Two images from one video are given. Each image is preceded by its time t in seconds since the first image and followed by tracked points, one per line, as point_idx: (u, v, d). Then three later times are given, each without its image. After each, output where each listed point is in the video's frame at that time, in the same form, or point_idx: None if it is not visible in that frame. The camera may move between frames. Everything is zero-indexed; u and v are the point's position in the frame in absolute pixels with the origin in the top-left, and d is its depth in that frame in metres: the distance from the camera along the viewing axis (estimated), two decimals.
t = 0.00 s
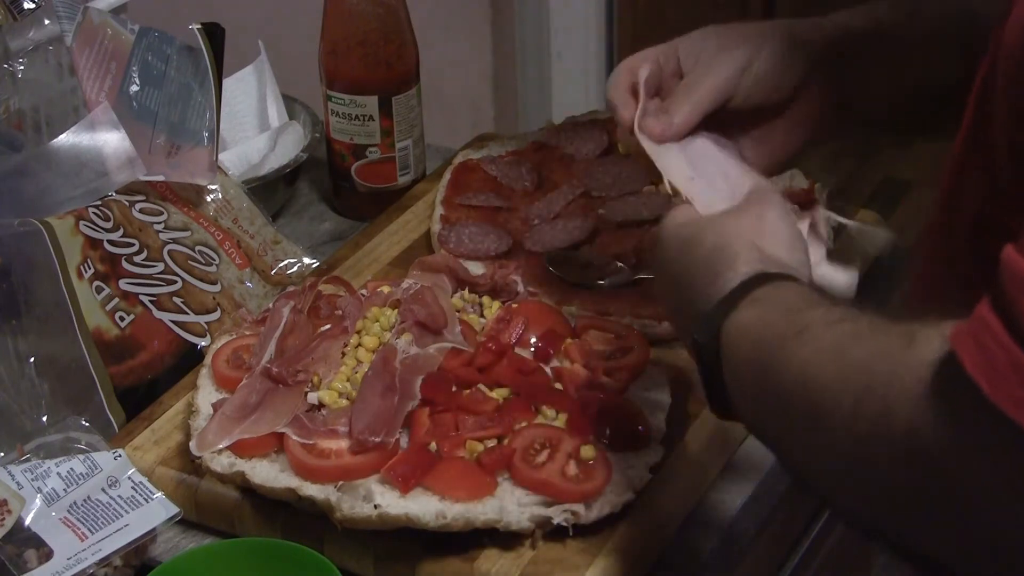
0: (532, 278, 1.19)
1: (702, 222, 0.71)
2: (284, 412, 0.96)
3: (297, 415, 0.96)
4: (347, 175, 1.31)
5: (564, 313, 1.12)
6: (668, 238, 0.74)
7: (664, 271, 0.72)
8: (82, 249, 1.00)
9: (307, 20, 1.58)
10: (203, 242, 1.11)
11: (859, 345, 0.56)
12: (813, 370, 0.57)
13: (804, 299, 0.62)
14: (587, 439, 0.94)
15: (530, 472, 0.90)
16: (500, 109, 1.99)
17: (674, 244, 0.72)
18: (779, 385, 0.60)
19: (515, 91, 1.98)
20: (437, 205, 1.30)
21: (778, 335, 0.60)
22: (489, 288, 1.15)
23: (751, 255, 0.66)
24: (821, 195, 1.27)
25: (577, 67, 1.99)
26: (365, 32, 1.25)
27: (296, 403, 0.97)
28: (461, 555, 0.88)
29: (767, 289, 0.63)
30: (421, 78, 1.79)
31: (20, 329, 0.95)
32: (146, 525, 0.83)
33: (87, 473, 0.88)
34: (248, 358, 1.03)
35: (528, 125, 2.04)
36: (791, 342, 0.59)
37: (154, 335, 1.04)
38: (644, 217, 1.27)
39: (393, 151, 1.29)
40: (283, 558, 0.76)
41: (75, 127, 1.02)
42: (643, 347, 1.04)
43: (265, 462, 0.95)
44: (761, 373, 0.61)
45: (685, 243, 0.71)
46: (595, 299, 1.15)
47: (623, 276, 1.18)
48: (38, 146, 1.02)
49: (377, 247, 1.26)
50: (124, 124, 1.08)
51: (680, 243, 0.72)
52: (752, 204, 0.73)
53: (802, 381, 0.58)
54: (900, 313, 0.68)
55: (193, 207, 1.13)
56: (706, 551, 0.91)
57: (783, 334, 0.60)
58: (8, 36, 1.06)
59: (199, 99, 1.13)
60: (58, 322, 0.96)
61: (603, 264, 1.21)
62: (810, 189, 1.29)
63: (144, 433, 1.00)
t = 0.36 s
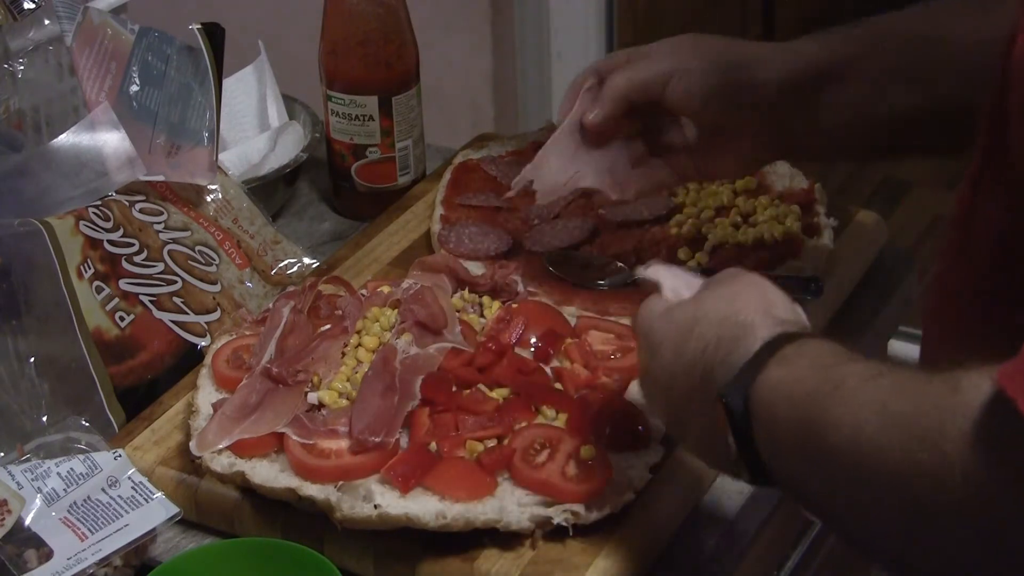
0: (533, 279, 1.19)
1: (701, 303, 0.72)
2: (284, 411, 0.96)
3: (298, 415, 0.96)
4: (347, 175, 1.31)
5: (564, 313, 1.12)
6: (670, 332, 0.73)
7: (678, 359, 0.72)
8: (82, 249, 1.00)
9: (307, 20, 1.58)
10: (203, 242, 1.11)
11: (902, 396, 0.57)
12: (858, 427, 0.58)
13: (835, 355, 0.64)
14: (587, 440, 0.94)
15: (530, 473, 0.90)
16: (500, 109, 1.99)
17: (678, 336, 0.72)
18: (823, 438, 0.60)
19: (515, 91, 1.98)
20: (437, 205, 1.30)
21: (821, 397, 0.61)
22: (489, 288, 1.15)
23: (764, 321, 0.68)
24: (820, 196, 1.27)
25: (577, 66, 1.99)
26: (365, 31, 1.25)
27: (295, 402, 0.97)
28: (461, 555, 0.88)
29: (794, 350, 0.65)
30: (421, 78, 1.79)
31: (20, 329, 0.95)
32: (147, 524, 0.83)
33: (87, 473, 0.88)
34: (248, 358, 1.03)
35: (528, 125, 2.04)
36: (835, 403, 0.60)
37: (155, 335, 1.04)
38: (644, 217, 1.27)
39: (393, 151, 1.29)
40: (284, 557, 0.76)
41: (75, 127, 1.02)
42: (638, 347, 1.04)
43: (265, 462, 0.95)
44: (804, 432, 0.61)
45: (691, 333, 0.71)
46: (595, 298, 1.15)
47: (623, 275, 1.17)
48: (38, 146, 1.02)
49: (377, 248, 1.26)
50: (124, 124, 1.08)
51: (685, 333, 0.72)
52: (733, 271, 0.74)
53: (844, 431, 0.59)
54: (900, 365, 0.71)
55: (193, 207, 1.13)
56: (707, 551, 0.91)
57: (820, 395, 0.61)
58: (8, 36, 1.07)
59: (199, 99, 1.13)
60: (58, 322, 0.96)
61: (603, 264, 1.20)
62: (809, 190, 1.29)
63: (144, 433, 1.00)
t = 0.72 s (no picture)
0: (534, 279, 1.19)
1: (700, 341, 0.73)
2: (284, 411, 0.96)
3: (298, 415, 0.96)
4: (347, 175, 1.31)
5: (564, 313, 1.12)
6: (674, 371, 0.74)
7: (685, 400, 0.72)
8: (82, 249, 1.00)
9: (307, 20, 1.58)
10: (203, 242, 1.11)
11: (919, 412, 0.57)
12: (873, 443, 0.58)
13: (854, 378, 0.64)
14: (587, 440, 0.94)
15: (530, 473, 0.90)
16: (499, 109, 1.99)
17: (682, 373, 0.73)
18: (843, 455, 0.59)
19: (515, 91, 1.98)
20: (437, 205, 1.30)
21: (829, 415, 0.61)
22: (489, 288, 1.15)
23: (772, 348, 0.69)
24: (820, 195, 1.27)
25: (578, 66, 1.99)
26: (365, 31, 1.25)
27: (295, 402, 0.97)
28: (461, 555, 0.88)
29: (808, 375, 0.65)
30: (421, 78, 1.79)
31: (20, 329, 0.95)
32: (147, 524, 0.83)
33: (87, 473, 0.88)
34: (248, 358, 1.03)
35: (528, 125, 2.03)
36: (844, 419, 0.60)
37: (155, 336, 1.04)
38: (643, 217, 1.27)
39: (393, 151, 1.29)
40: (284, 557, 0.76)
41: (75, 127, 1.02)
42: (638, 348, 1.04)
43: (265, 462, 0.95)
44: (815, 447, 0.61)
45: (695, 369, 0.72)
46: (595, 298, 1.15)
47: (624, 275, 1.15)
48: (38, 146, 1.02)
49: (377, 248, 1.26)
50: (125, 124, 1.08)
51: (689, 369, 0.72)
52: (721, 307, 0.76)
53: (867, 450, 0.58)
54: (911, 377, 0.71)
55: (193, 207, 1.13)
56: (707, 550, 0.91)
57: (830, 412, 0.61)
58: (8, 36, 1.06)
59: (199, 99, 1.13)
60: (58, 322, 0.96)
61: (603, 263, 1.18)
62: (809, 189, 1.29)
63: (144, 433, 1.00)
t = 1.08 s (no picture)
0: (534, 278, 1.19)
1: (703, 325, 0.74)
2: (284, 411, 0.96)
3: (298, 415, 0.96)
4: (347, 175, 1.31)
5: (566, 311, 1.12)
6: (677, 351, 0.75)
7: (684, 382, 0.73)
8: (82, 249, 1.00)
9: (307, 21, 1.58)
10: (203, 242, 1.11)
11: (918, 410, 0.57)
12: (872, 442, 0.58)
13: (851, 371, 0.64)
14: (587, 439, 0.94)
15: (530, 472, 0.90)
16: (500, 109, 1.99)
17: (685, 354, 0.74)
18: (843, 454, 0.59)
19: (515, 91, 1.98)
20: (437, 205, 1.30)
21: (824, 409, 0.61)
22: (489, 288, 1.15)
23: (773, 337, 0.69)
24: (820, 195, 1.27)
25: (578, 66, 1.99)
26: (365, 32, 1.25)
27: (295, 402, 0.97)
28: (461, 555, 0.88)
29: (805, 367, 0.65)
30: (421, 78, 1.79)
31: (20, 329, 0.95)
32: (147, 524, 0.83)
33: (87, 473, 0.88)
34: (248, 358, 1.03)
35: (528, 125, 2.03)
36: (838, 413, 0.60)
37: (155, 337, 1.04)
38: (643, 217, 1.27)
39: (393, 151, 1.29)
40: (283, 557, 0.76)
41: (75, 127, 1.02)
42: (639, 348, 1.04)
43: (265, 462, 0.95)
44: (812, 446, 0.61)
45: (697, 349, 0.73)
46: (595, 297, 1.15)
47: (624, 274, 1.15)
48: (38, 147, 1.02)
49: (377, 248, 1.26)
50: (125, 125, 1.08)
51: (692, 350, 0.73)
52: (731, 292, 0.76)
53: (865, 448, 0.58)
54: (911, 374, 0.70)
55: (192, 207, 1.13)
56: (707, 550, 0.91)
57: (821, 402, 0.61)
58: (8, 36, 1.07)
59: (199, 100, 1.13)
60: (58, 322, 0.96)
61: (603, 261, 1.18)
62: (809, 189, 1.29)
63: (144, 433, 1.00)
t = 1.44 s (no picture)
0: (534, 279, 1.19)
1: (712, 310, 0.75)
2: (284, 411, 0.96)
3: (298, 415, 0.96)
4: (347, 175, 1.31)
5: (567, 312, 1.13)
6: (683, 333, 0.75)
7: (686, 363, 0.74)
8: (82, 249, 1.00)
9: (307, 21, 1.58)
10: (203, 242, 1.11)
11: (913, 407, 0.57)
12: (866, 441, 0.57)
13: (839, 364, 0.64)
14: (588, 440, 0.95)
15: (530, 472, 0.90)
16: (499, 109, 1.99)
17: (688, 335, 0.75)
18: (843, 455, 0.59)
19: (515, 91, 1.98)
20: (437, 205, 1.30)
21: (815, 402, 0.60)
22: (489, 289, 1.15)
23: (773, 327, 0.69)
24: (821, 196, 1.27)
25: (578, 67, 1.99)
26: (365, 32, 1.25)
27: (295, 403, 0.97)
28: (461, 555, 0.88)
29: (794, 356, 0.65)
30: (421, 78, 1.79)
31: (20, 329, 0.95)
32: (147, 524, 0.83)
33: (87, 473, 0.87)
34: (248, 358, 1.03)
35: (528, 125, 2.03)
36: (828, 407, 0.60)
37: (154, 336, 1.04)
38: (643, 217, 1.27)
39: (393, 151, 1.29)
40: (284, 557, 0.76)
41: (75, 127, 1.02)
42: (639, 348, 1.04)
43: (265, 462, 0.95)
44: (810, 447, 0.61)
45: (703, 332, 0.73)
46: (596, 298, 1.15)
47: (624, 276, 1.18)
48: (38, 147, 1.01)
49: (377, 248, 1.26)
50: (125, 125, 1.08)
51: (697, 332, 0.74)
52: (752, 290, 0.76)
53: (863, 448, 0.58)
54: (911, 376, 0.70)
55: (193, 207, 1.13)
56: (706, 550, 0.91)
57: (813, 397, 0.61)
58: (8, 36, 1.06)
59: (199, 100, 1.13)
60: (58, 322, 0.96)
61: (603, 264, 1.20)
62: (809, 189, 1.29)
63: (144, 433, 1.00)
